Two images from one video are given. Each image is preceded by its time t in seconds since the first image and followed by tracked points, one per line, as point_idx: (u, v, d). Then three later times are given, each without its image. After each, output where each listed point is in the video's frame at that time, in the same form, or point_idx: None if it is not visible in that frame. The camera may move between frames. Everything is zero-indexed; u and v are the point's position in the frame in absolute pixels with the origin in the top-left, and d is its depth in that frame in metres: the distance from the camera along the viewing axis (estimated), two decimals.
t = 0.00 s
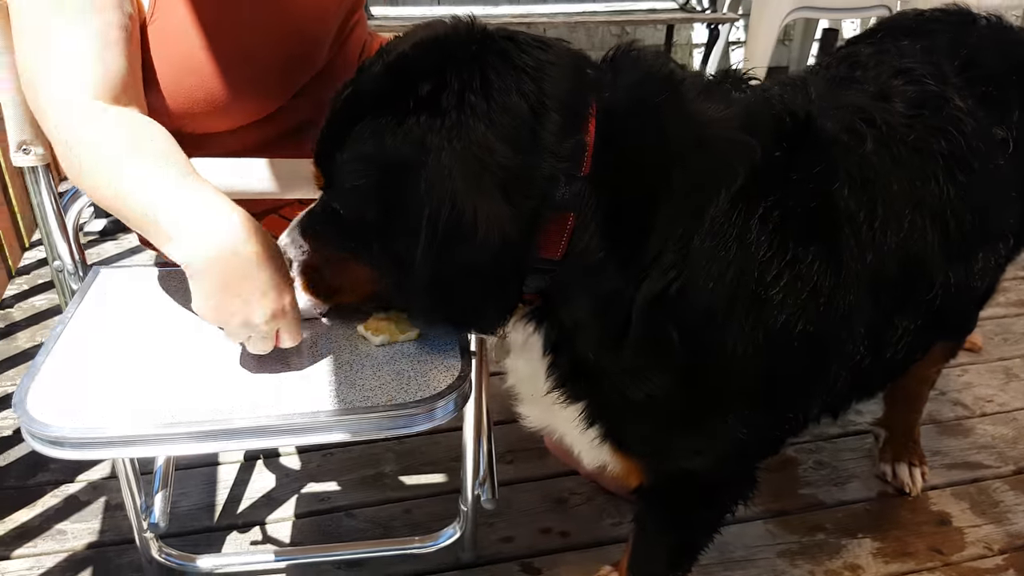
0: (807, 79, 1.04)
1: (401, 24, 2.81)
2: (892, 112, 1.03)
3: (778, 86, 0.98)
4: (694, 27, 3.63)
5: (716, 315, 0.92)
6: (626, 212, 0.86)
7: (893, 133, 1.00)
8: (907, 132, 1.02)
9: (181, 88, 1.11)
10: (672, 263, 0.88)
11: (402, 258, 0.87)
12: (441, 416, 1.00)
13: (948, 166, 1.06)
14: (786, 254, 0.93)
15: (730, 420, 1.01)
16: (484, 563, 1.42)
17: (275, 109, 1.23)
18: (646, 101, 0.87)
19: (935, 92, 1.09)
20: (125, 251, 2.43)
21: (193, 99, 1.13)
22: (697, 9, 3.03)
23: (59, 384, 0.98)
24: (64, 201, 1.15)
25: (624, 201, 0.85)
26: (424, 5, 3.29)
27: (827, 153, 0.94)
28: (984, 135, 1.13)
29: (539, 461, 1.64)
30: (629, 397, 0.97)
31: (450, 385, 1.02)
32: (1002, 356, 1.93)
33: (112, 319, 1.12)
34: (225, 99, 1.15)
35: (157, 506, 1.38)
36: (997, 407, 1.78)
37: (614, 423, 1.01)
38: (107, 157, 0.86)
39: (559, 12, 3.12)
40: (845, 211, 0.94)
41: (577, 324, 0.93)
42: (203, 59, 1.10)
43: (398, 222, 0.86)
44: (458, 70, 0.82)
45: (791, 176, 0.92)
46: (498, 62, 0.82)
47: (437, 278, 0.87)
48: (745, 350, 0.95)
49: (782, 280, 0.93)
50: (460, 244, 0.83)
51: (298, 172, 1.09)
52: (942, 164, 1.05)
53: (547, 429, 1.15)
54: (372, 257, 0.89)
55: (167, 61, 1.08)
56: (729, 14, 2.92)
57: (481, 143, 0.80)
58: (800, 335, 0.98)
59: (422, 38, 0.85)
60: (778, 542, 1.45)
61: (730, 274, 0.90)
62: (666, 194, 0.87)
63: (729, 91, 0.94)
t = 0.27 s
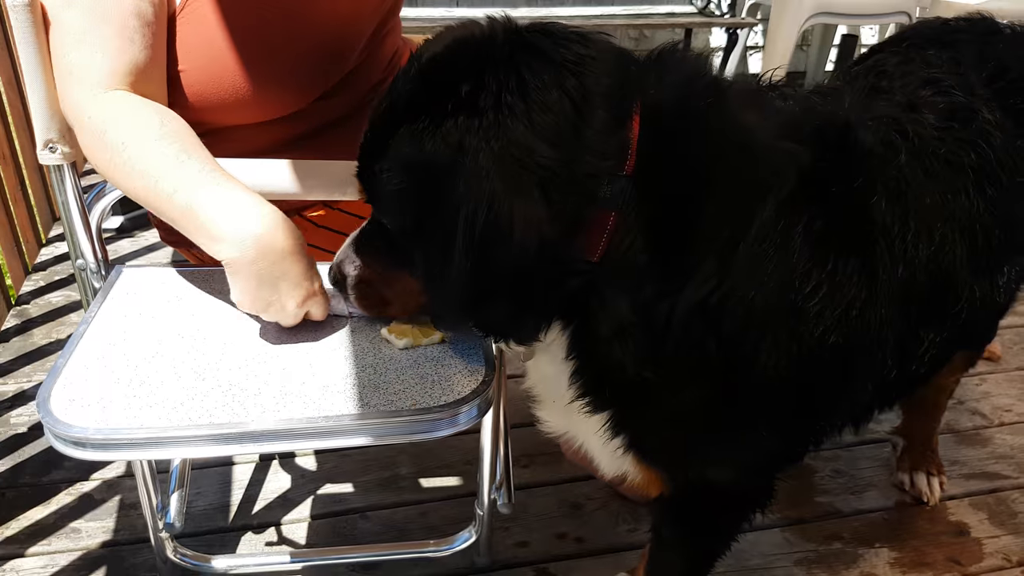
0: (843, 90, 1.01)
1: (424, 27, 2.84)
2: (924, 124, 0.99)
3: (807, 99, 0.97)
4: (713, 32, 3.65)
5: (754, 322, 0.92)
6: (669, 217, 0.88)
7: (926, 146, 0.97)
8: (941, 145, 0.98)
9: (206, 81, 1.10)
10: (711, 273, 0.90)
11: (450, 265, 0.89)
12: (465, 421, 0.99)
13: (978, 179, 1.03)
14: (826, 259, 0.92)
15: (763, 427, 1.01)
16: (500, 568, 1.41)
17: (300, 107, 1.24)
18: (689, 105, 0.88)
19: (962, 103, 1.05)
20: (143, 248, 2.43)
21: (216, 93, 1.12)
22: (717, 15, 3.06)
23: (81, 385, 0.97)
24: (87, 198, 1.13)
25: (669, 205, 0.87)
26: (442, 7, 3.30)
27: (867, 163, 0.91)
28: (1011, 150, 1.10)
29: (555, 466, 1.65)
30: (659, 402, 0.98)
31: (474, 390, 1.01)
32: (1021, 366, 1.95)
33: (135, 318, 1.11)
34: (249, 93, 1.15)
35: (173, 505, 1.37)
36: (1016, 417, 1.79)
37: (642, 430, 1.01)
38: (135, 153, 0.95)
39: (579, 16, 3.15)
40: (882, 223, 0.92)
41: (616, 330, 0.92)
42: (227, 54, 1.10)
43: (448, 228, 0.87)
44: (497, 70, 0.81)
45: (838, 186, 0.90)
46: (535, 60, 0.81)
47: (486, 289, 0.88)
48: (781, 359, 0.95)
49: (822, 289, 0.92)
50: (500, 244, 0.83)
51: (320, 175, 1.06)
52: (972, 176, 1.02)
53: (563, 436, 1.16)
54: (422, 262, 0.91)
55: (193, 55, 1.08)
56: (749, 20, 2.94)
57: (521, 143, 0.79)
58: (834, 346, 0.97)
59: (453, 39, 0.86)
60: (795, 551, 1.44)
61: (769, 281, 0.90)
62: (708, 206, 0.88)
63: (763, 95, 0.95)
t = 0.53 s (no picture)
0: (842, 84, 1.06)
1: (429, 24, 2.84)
2: (926, 117, 1.02)
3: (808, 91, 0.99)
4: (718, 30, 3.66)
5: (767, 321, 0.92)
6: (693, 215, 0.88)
7: (927, 140, 0.99)
8: (944, 139, 1.01)
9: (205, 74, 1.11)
10: (732, 273, 0.90)
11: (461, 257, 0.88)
12: (469, 420, 0.99)
13: (984, 169, 1.05)
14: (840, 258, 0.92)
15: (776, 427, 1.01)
16: (505, 566, 1.41)
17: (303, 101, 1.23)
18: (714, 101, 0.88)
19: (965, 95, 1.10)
20: (146, 247, 2.43)
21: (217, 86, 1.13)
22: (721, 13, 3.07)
23: (85, 383, 0.97)
24: (91, 196, 1.11)
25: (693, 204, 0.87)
26: (447, 5, 3.30)
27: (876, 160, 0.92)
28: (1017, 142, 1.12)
29: (560, 464, 1.65)
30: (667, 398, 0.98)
31: (479, 388, 1.01)
32: None
33: (138, 317, 1.11)
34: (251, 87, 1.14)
35: (178, 504, 1.37)
36: (1019, 415, 1.79)
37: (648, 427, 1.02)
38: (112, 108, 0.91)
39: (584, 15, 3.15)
40: (891, 218, 0.94)
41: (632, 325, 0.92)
42: (230, 46, 1.10)
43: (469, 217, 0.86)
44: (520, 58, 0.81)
45: (852, 185, 0.92)
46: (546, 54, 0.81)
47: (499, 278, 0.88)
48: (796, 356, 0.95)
49: (834, 288, 0.93)
50: (531, 233, 0.83)
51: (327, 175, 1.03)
52: (978, 167, 1.05)
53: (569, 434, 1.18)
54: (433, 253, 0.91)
55: (196, 48, 1.09)
56: (755, 18, 2.95)
57: (556, 129, 0.79)
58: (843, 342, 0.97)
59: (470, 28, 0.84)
60: (799, 548, 1.44)
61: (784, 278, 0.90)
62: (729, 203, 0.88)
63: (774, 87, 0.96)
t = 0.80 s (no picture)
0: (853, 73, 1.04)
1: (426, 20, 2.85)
2: (931, 117, 1.03)
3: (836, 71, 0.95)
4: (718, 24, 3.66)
5: (808, 320, 0.96)
6: (762, 198, 0.88)
7: (938, 139, 1.01)
8: (947, 139, 1.04)
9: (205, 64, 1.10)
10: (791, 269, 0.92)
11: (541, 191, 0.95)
12: (467, 413, 0.99)
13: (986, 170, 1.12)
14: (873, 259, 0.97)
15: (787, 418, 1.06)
16: (505, 560, 1.41)
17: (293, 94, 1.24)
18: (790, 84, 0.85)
19: (955, 91, 1.12)
20: (145, 244, 2.43)
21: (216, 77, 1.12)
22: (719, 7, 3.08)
23: (82, 379, 0.97)
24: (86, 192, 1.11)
25: (763, 190, 0.88)
26: None
27: (910, 163, 0.96)
28: (1000, 134, 1.16)
29: (560, 458, 1.65)
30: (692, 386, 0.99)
31: (476, 381, 1.01)
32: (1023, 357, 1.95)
33: (134, 313, 1.11)
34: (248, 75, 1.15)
35: (178, 500, 1.38)
36: (1018, 408, 1.79)
37: (658, 412, 1.02)
38: (87, 45, 0.90)
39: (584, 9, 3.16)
40: (920, 228, 1.00)
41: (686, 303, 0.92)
42: (221, 33, 1.11)
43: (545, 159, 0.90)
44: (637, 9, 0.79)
45: (893, 197, 0.95)
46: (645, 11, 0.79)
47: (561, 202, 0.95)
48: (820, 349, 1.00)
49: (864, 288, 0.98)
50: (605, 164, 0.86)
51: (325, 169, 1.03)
52: (982, 167, 1.11)
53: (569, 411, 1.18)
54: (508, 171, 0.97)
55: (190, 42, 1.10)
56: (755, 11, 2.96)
57: None
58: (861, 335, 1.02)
59: None
60: (799, 541, 1.45)
61: (832, 284, 0.94)
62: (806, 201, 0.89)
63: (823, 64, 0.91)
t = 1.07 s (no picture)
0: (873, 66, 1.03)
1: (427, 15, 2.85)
2: (945, 113, 1.05)
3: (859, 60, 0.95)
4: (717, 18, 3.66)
5: (831, 321, 0.99)
6: (795, 201, 0.89)
7: (952, 137, 1.04)
8: (960, 135, 1.07)
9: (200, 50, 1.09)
10: (820, 273, 0.95)
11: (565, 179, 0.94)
12: (465, 406, 0.99)
13: (995, 168, 1.14)
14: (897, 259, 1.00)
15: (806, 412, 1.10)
16: (502, 553, 1.41)
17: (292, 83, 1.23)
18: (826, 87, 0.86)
19: (966, 87, 1.14)
20: (142, 238, 2.42)
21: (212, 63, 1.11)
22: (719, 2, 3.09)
23: (78, 372, 0.96)
24: (83, 184, 1.09)
25: (797, 196, 0.89)
26: None
27: (931, 163, 0.98)
28: (1007, 132, 1.18)
29: (558, 452, 1.65)
30: (712, 386, 1.01)
31: (474, 375, 1.00)
32: (1019, 350, 1.96)
33: (131, 307, 1.11)
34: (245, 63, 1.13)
35: (175, 494, 1.37)
36: (1014, 400, 1.79)
37: (670, 406, 1.03)
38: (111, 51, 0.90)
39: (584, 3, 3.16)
40: (938, 227, 1.03)
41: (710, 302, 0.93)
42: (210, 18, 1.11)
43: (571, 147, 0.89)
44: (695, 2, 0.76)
45: (916, 201, 0.98)
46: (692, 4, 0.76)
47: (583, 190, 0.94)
48: (840, 346, 1.03)
49: (886, 289, 1.02)
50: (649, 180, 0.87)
51: (322, 161, 1.02)
52: (991, 166, 1.14)
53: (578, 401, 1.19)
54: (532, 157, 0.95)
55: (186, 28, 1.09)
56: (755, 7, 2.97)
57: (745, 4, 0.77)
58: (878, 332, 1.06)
59: None
60: (797, 533, 1.45)
61: (855, 289, 0.98)
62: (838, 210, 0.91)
63: (851, 57, 0.92)
